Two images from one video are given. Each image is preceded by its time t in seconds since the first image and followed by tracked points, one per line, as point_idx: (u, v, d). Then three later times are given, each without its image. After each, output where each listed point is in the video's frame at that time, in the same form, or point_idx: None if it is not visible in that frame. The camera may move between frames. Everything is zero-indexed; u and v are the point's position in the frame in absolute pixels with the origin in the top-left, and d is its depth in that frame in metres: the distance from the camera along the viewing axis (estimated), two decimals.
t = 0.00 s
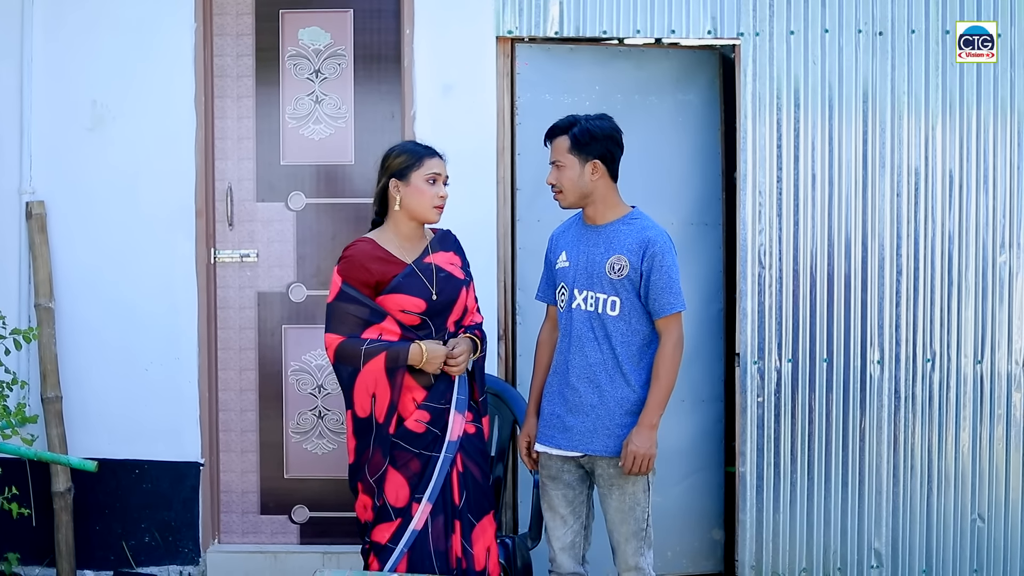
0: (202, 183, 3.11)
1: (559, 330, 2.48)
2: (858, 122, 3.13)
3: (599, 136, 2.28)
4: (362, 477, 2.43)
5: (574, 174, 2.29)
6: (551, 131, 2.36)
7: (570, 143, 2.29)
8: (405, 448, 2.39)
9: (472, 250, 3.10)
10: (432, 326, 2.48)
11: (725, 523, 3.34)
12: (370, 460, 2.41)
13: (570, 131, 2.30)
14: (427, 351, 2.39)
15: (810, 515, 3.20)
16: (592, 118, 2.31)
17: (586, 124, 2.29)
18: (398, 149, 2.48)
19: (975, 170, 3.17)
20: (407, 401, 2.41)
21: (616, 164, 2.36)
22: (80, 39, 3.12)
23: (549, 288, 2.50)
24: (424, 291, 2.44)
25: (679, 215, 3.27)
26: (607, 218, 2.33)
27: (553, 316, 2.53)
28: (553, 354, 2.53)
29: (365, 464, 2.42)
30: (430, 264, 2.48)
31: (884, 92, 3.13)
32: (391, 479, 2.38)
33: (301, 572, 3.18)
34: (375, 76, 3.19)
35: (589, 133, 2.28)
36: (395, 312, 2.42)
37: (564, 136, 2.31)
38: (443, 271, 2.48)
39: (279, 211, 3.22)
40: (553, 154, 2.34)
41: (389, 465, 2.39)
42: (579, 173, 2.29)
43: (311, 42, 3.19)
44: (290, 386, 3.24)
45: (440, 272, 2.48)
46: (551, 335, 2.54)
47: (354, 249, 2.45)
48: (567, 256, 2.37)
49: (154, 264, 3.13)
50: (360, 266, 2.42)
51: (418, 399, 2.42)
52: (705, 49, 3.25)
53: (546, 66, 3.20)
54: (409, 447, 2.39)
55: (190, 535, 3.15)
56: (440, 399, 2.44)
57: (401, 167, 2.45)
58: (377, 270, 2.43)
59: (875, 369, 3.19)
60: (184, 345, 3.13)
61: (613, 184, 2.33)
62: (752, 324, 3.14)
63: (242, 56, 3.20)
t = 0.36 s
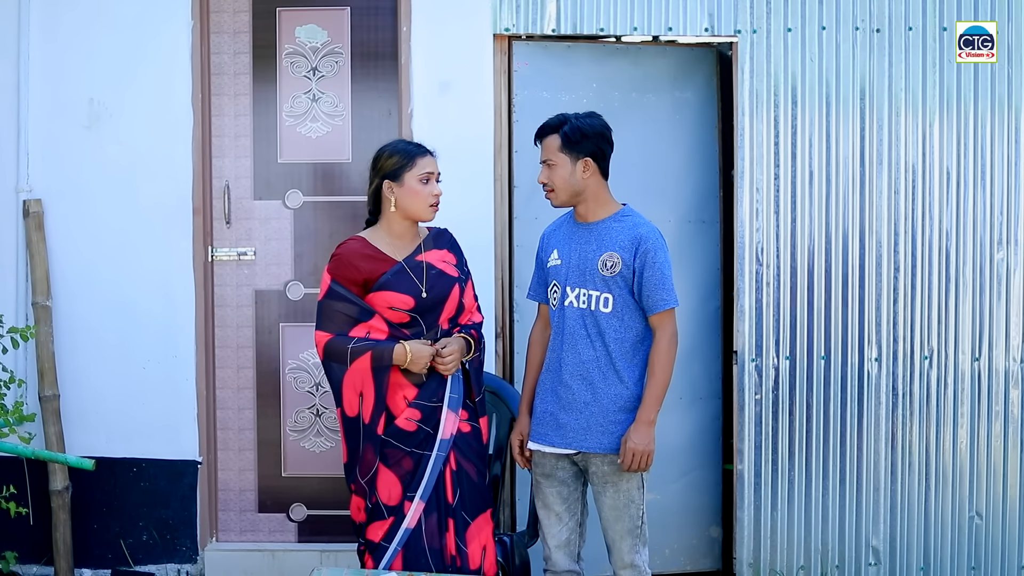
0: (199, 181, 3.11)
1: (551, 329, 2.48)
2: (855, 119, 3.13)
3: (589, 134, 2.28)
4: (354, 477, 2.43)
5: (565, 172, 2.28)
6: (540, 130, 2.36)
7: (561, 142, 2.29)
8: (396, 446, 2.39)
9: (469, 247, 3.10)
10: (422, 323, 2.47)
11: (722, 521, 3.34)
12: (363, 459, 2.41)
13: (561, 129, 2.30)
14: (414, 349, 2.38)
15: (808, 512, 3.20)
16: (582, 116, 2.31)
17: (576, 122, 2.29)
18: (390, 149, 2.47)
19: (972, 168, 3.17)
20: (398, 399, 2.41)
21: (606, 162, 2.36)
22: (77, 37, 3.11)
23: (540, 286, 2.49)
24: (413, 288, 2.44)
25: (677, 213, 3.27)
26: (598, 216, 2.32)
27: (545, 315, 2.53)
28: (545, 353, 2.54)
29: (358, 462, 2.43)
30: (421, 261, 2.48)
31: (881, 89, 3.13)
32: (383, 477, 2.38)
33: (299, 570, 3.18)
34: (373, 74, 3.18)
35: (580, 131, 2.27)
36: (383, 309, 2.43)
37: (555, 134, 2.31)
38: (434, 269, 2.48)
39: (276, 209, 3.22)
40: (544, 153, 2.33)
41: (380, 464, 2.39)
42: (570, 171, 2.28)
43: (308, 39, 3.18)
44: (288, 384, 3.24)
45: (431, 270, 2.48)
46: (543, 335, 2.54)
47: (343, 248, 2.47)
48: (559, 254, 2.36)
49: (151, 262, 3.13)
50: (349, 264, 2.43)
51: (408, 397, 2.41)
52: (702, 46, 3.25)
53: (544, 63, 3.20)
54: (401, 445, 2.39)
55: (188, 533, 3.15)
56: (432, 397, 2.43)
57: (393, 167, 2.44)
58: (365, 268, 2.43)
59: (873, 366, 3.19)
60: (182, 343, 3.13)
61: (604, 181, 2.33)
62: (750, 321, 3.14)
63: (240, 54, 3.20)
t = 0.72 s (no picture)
0: (196, 180, 3.11)
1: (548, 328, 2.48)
2: (853, 118, 3.13)
3: (586, 133, 2.28)
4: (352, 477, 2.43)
5: (562, 171, 2.28)
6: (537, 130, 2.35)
7: (557, 141, 2.29)
8: (394, 445, 2.39)
9: (466, 247, 3.10)
10: (418, 322, 2.47)
11: (720, 520, 3.34)
12: (360, 459, 2.41)
13: (557, 128, 2.30)
14: (411, 349, 2.39)
15: (805, 512, 3.20)
16: (579, 115, 2.31)
17: (573, 121, 2.29)
18: (380, 147, 2.48)
19: (970, 166, 3.17)
20: (396, 398, 2.41)
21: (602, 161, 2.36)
22: (75, 37, 3.11)
23: (537, 286, 2.49)
24: (408, 287, 2.44)
25: (674, 212, 3.27)
26: (594, 215, 2.32)
27: (542, 314, 2.53)
28: (542, 353, 2.53)
29: (354, 462, 2.43)
30: (415, 260, 2.48)
31: (879, 88, 3.13)
32: (381, 477, 2.38)
33: (296, 569, 3.18)
34: (370, 73, 3.18)
35: (576, 131, 2.28)
36: (378, 308, 2.42)
37: (552, 134, 2.30)
38: (428, 267, 2.48)
39: (274, 208, 3.22)
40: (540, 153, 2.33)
41: (378, 463, 2.39)
42: (567, 170, 2.28)
43: (305, 38, 3.18)
44: (285, 383, 3.24)
45: (425, 268, 2.48)
46: (540, 335, 2.54)
47: (338, 248, 2.47)
48: (555, 253, 2.36)
49: (149, 261, 3.13)
50: (343, 264, 2.43)
51: (407, 395, 2.42)
52: (700, 45, 3.25)
53: (541, 62, 3.20)
54: (399, 444, 2.39)
55: (186, 532, 3.15)
56: (430, 395, 2.43)
57: (384, 164, 2.45)
58: (359, 267, 2.44)
59: (870, 366, 3.19)
60: (179, 342, 3.13)
61: (600, 181, 2.33)
62: (747, 320, 3.14)
63: (237, 53, 3.20)
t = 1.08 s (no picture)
0: (197, 178, 3.11)
1: (552, 326, 2.48)
2: (854, 117, 3.13)
3: (606, 132, 2.31)
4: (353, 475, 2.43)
5: (581, 168, 2.27)
6: (552, 125, 2.32)
7: (579, 138, 2.28)
8: (395, 443, 2.39)
9: (467, 245, 3.10)
10: (419, 318, 2.47)
11: (720, 519, 3.34)
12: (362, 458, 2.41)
13: (579, 125, 2.28)
14: (415, 345, 2.39)
15: (806, 511, 3.20)
16: (592, 114, 2.32)
17: (593, 119, 2.30)
18: (379, 147, 2.47)
19: (971, 165, 3.17)
20: (397, 395, 2.42)
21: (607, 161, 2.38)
22: (76, 34, 3.11)
23: (541, 284, 2.49)
24: (409, 283, 2.45)
25: (676, 210, 3.27)
26: (602, 213, 2.32)
27: (545, 312, 2.53)
28: (545, 351, 2.53)
29: (356, 461, 2.43)
30: (415, 256, 2.49)
31: (880, 87, 3.13)
32: (383, 476, 2.38)
33: (296, 567, 3.18)
34: (371, 71, 3.18)
35: (598, 128, 2.29)
36: (379, 305, 2.42)
37: (571, 130, 2.29)
38: (428, 263, 2.49)
39: (275, 206, 3.22)
40: (555, 148, 2.30)
41: (380, 461, 2.39)
42: (586, 167, 2.27)
43: (307, 36, 3.18)
44: (286, 381, 3.24)
45: (425, 264, 2.48)
46: (543, 332, 2.54)
47: (337, 245, 2.46)
48: (559, 251, 2.36)
49: (149, 259, 3.12)
50: (343, 261, 2.43)
51: (407, 393, 2.42)
52: (701, 44, 3.25)
53: (542, 61, 3.20)
54: (400, 442, 2.39)
55: (187, 530, 3.15)
56: (430, 393, 2.43)
57: (384, 165, 2.44)
58: (360, 264, 2.43)
59: (871, 365, 3.19)
60: (180, 340, 3.13)
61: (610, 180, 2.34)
62: (748, 319, 3.14)
63: (238, 51, 3.20)
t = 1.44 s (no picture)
0: (197, 176, 3.11)
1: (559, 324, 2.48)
2: (855, 116, 3.13)
3: (601, 132, 2.28)
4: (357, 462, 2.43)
5: (577, 170, 2.28)
6: (552, 125, 2.35)
7: (573, 139, 2.28)
8: (400, 426, 2.42)
9: (467, 244, 3.10)
10: (419, 318, 2.48)
11: (720, 518, 3.34)
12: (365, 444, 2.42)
13: (573, 126, 2.29)
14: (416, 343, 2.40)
15: (806, 510, 3.20)
16: (594, 113, 2.31)
17: (589, 120, 2.29)
18: (377, 148, 2.47)
19: (971, 165, 3.17)
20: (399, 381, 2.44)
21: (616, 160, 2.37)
22: (75, 32, 3.11)
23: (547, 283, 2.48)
24: (410, 282, 2.45)
25: (676, 209, 3.27)
26: (607, 213, 2.33)
27: (553, 310, 2.52)
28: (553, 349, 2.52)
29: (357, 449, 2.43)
30: (416, 256, 2.49)
31: (880, 86, 3.13)
32: (388, 461, 2.40)
33: (296, 566, 3.18)
34: (372, 69, 3.18)
35: (592, 130, 2.28)
36: (380, 304, 2.42)
37: (567, 131, 2.30)
38: (428, 263, 2.49)
39: (275, 205, 3.22)
40: (554, 150, 2.32)
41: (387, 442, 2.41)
42: (581, 169, 2.28)
43: (307, 35, 3.18)
44: (286, 380, 3.24)
45: (425, 264, 2.49)
46: (551, 331, 2.53)
47: (338, 243, 2.45)
48: (567, 250, 2.36)
49: (149, 257, 3.12)
50: (344, 260, 2.42)
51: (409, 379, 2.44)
52: (701, 43, 3.25)
53: (542, 60, 3.20)
54: (405, 424, 2.43)
55: (186, 529, 3.15)
56: (436, 376, 2.46)
57: (383, 167, 2.44)
58: (361, 263, 2.43)
59: (871, 364, 3.19)
60: (180, 338, 3.13)
61: (614, 179, 2.33)
62: (749, 318, 3.14)
63: (239, 49, 3.20)
